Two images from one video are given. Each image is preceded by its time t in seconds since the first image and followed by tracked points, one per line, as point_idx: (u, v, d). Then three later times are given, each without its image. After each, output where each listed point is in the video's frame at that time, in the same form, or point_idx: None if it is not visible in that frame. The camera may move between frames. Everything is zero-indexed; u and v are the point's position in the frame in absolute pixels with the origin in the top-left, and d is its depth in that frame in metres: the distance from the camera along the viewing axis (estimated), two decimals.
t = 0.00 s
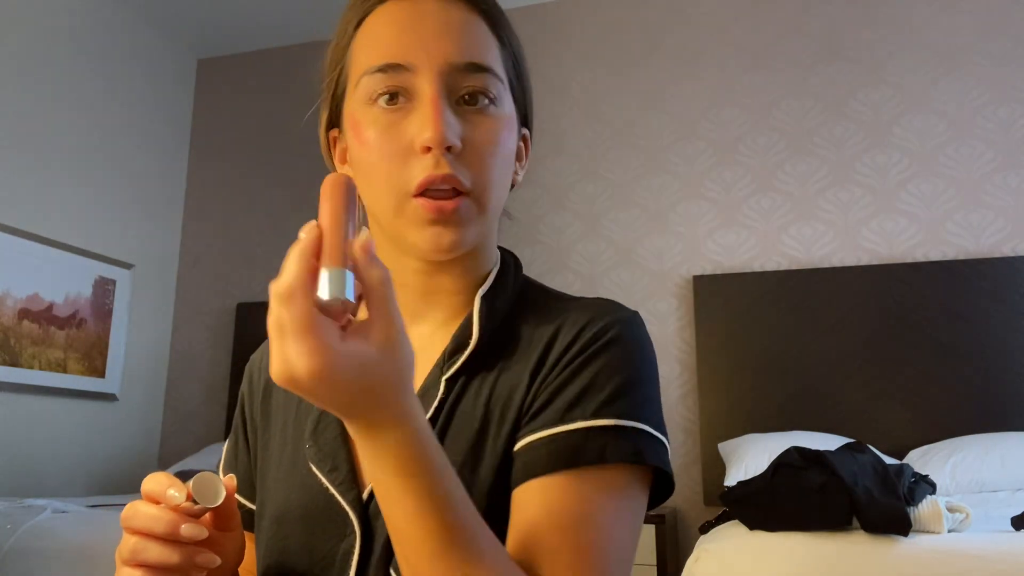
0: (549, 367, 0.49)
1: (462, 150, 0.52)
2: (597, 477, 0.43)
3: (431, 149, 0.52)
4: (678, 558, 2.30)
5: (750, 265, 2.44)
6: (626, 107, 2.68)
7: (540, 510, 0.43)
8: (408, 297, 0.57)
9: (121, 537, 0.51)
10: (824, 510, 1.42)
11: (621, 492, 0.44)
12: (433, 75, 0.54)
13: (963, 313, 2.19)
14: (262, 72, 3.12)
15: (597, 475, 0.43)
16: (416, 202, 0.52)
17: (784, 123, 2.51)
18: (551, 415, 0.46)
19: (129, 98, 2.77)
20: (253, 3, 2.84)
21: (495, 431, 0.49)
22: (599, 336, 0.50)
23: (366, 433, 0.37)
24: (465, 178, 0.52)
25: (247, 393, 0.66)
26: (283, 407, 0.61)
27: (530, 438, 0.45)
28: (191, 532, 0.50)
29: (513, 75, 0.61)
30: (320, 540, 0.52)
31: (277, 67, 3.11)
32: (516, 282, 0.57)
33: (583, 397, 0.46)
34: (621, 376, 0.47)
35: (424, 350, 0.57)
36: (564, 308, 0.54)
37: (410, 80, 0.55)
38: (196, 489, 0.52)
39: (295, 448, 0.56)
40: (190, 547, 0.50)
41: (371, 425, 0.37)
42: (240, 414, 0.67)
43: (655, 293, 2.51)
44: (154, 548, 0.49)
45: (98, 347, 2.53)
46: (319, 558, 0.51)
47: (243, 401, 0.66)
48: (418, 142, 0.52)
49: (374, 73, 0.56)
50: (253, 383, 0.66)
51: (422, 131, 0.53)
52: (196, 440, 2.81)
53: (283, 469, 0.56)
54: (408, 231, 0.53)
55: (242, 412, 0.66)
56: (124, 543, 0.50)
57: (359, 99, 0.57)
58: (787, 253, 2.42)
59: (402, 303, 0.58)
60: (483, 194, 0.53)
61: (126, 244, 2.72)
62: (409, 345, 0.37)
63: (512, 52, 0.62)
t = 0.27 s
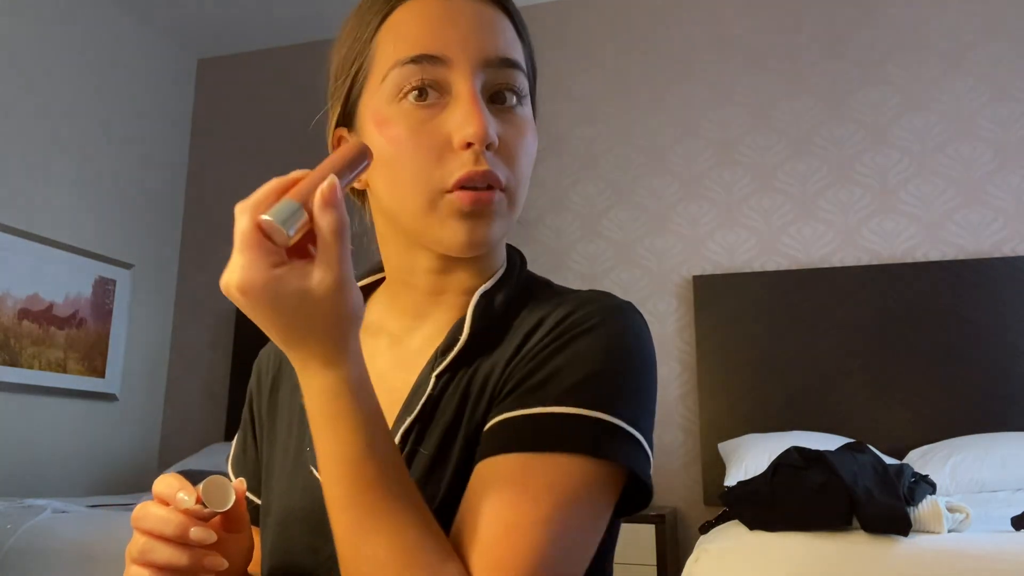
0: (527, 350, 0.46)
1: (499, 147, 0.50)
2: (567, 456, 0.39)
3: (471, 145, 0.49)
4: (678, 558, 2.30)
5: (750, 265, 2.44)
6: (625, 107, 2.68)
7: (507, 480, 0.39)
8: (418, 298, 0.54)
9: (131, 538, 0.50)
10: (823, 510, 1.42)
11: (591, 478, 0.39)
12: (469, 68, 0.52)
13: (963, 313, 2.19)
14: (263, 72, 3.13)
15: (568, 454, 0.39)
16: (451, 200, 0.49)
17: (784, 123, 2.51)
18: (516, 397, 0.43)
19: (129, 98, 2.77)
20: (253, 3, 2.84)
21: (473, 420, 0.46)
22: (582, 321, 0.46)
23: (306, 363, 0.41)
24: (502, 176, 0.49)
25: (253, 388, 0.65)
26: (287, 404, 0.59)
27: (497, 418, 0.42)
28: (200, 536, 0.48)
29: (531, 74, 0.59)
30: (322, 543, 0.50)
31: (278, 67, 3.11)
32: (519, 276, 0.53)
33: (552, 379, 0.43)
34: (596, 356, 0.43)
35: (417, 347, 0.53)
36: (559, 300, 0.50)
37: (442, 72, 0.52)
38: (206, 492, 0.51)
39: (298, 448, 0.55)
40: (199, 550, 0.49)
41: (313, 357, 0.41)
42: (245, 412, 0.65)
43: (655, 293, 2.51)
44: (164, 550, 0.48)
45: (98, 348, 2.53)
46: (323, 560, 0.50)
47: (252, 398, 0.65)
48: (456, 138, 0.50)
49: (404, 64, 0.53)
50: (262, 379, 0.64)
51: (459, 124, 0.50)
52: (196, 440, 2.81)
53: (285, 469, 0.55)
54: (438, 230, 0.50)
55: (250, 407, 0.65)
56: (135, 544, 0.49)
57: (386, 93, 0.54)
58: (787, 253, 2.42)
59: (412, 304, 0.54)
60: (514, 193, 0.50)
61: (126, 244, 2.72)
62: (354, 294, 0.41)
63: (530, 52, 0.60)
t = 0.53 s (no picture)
0: (514, 336, 0.43)
1: (496, 135, 0.48)
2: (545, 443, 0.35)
3: (466, 132, 0.47)
4: (678, 557, 2.30)
5: (750, 265, 2.44)
6: (625, 107, 2.68)
7: (476, 461, 0.35)
8: (420, 300, 0.52)
9: (121, 545, 0.47)
10: (824, 510, 1.42)
11: (566, 473, 0.35)
12: (460, 53, 0.50)
13: (963, 313, 2.19)
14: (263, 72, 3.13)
15: (546, 442, 0.35)
16: (445, 194, 0.47)
17: (784, 123, 2.51)
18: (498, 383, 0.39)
19: (129, 99, 2.77)
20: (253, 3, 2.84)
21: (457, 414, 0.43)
22: (571, 309, 0.43)
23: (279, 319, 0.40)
24: (497, 166, 0.47)
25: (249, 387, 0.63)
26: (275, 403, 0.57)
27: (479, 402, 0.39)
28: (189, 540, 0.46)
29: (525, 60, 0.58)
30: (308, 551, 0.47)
31: (277, 67, 3.11)
32: (520, 270, 0.50)
33: (536, 363, 0.39)
34: (585, 340, 0.39)
35: (416, 347, 0.51)
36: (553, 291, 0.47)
37: (433, 57, 0.50)
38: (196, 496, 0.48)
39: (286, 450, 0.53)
40: (189, 556, 0.46)
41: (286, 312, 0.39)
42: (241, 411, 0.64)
43: (655, 293, 2.51)
44: (151, 555, 0.45)
45: (98, 347, 2.53)
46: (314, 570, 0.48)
47: (258, 393, 0.60)
48: (450, 123, 0.48)
49: (394, 51, 0.51)
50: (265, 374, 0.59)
51: (451, 111, 0.48)
52: (196, 440, 2.81)
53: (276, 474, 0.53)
54: (432, 225, 0.48)
55: (257, 405, 0.60)
56: (124, 551, 0.47)
57: (376, 83, 0.52)
58: (787, 253, 2.42)
59: (414, 305, 0.53)
60: (510, 183, 0.49)
61: (126, 244, 2.72)
62: (333, 249, 0.40)
63: (523, 36, 0.59)
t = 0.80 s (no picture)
0: (505, 335, 0.43)
1: (490, 119, 0.48)
2: (535, 442, 0.35)
3: (459, 115, 0.47)
4: (678, 558, 2.30)
5: (750, 265, 2.44)
6: (625, 107, 2.68)
7: (462, 459, 0.35)
8: (415, 294, 0.52)
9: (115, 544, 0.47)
10: (824, 510, 1.41)
11: (553, 473, 0.35)
12: (454, 41, 0.50)
13: (963, 313, 2.19)
14: (263, 73, 3.13)
15: (536, 441, 0.35)
16: (438, 174, 0.47)
17: (784, 123, 2.51)
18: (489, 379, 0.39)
19: (129, 98, 2.77)
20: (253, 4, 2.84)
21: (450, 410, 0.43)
22: (564, 306, 0.43)
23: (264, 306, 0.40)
24: (492, 148, 0.47)
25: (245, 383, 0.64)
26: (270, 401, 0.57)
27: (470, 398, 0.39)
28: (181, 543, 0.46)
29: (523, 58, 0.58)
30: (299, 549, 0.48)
31: (278, 68, 3.12)
32: (517, 267, 0.51)
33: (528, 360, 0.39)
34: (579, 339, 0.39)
35: (413, 344, 0.51)
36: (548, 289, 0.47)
37: (427, 45, 0.50)
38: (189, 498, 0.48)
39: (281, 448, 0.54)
40: (180, 559, 0.46)
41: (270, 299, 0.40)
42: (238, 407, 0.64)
43: (655, 293, 2.51)
44: (143, 557, 0.45)
45: (98, 347, 2.53)
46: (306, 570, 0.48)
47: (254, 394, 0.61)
48: (442, 109, 0.48)
49: (390, 41, 0.51)
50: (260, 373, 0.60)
51: (444, 97, 0.48)
52: (196, 439, 2.81)
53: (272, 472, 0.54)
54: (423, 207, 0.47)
55: (253, 405, 0.60)
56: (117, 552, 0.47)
57: (371, 76, 0.52)
58: (787, 253, 2.42)
59: (409, 300, 0.53)
60: (507, 168, 0.48)
61: (126, 244, 2.72)
62: (319, 236, 0.41)
63: (522, 36, 0.59)
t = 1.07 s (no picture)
0: (502, 333, 0.43)
1: (487, 120, 0.48)
2: (529, 437, 0.35)
3: (456, 117, 0.47)
4: (678, 558, 2.30)
5: (750, 265, 2.44)
6: (626, 107, 2.68)
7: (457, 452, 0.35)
8: (415, 295, 0.52)
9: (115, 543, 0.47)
10: (823, 510, 1.41)
11: (548, 468, 0.35)
12: (448, 42, 0.50)
13: (964, 313, 2.19)
14: (263, 72, 3.13)
15: (530, 437, 0.35)
16: (436, 178, 0.46)
17: (784, 123, 2.51)
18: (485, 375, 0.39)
19: (129, 98, 2.77)
20: (253, 4, 2.84)
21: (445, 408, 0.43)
22: (561, 304, 0.43)
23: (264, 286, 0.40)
24: (489, 149, 0.47)
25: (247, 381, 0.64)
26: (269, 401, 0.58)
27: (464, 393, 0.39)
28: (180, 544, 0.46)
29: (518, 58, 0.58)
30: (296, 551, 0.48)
31: (278, 68, 3.12)
32: (516, 265, 0.50)
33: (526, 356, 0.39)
34: (575, 336, 0.39)
35: (412, 345, 0.51)
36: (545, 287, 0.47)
37: (421, 47, 0.50)
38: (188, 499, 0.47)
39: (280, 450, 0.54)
40: (179, 560, 0.46)
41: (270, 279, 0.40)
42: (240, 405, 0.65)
43: (655, 293, 2.51)
44: (142, 558, 0.45)
45: (98, 347, 2.53)
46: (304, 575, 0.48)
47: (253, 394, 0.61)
48: (439, 109, 0.47)
49: (383, 45, 0.51)
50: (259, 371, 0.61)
51: (441, 99, 0.48)
52: (196, 439, 2.81)
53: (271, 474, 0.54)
54: (422, 210, 0.47)
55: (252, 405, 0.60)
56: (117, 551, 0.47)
57: (365, 79, 0.52)
58: (787, 253, 2.42)
59: (409, 302, 0.53)
60: (505, 169, 0.48)
61: (126, 244, 2.72)
62: (322, 221, 0.41)
63: (516, 36, 0.59)
